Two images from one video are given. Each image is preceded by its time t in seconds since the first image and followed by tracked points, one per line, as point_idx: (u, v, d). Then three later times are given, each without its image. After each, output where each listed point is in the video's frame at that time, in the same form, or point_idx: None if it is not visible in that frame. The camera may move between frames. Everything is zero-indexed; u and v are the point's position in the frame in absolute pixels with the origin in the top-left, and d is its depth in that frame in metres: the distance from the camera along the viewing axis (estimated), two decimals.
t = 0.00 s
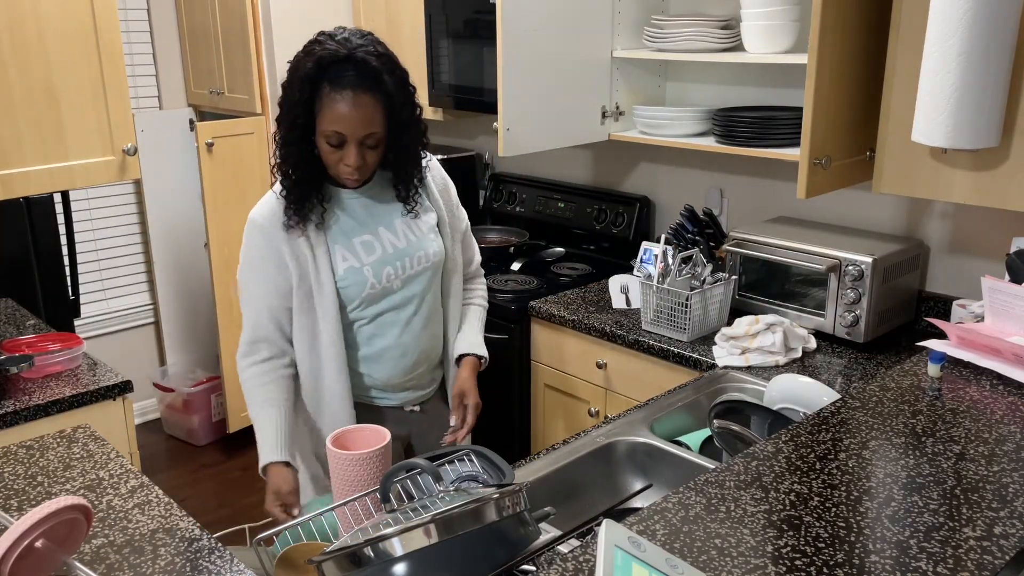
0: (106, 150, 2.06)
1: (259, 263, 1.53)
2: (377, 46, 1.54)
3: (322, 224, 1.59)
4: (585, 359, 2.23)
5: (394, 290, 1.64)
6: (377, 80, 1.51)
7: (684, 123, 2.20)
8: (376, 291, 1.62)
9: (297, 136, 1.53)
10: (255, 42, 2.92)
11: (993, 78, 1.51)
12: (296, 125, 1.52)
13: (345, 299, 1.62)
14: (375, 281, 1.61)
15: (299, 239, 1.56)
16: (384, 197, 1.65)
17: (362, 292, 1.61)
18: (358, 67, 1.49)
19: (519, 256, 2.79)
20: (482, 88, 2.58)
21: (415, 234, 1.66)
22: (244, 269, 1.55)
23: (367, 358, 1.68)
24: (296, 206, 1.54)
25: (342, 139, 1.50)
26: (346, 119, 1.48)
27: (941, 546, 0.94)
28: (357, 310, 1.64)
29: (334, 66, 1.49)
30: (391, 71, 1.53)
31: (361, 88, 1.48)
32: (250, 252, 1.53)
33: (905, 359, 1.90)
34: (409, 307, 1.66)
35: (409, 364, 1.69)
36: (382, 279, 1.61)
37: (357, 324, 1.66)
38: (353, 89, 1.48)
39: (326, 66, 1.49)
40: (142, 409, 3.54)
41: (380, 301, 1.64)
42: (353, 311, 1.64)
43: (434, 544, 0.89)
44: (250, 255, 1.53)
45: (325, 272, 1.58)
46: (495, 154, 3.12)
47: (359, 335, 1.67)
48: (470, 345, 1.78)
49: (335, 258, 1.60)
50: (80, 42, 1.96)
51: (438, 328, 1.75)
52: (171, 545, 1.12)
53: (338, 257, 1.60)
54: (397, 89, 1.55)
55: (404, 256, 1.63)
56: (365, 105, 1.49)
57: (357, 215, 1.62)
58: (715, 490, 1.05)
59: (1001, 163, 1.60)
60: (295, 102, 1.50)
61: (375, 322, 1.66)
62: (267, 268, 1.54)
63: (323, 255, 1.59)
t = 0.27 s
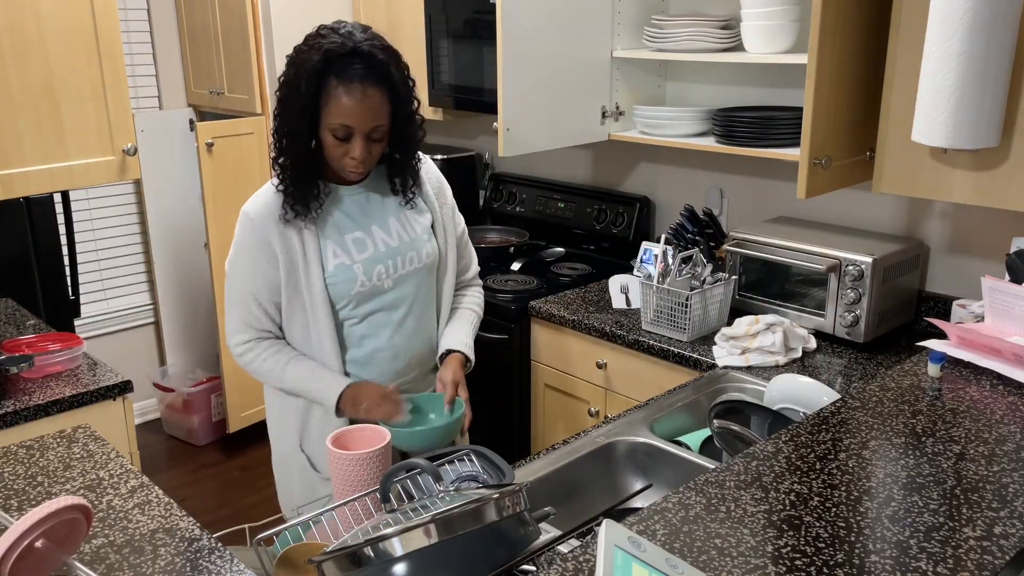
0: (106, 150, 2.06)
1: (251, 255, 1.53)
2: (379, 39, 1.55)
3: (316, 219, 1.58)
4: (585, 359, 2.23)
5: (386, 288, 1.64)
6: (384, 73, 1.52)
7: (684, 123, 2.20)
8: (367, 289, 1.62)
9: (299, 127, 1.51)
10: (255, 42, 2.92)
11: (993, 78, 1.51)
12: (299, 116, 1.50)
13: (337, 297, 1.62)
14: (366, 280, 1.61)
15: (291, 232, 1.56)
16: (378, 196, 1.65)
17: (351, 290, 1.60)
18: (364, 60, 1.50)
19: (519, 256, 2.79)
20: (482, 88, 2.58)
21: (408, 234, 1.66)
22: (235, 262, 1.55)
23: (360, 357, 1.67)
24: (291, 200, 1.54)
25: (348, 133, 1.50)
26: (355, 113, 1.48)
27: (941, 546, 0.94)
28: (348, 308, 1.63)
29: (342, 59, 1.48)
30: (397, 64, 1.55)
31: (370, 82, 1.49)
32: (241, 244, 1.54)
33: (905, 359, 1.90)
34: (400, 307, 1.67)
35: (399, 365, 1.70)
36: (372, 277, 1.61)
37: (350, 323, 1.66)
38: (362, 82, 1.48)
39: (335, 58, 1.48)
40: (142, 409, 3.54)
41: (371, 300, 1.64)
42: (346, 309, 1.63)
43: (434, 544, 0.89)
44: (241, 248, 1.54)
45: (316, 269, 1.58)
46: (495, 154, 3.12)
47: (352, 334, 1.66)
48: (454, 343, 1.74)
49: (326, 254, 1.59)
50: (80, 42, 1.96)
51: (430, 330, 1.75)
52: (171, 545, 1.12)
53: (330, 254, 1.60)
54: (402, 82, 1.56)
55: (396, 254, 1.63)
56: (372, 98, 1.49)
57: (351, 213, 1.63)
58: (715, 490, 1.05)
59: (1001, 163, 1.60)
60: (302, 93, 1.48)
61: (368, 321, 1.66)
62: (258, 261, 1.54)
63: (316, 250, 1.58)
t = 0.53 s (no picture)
0: (106, 150, 2.06)
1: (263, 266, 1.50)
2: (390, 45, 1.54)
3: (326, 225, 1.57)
4: (585, 359, 2.23)
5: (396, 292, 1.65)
6: (396, 78, 1.52)
7: (684, 123, 2.20)
8: (379, 293, 1.63)
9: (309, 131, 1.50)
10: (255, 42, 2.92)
11: (993, 78, 1.51)
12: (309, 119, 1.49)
13: (347, 302, 1.62)
14: (378, 284, 1.62)
15: (303, 239, 1.54)
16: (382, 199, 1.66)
17: (365, 295, 1.61)
18: (378, 66, 1.49)
19: (519, 256, 2.79)
20: (482, 88, 2.58)
21: (414, 237, 1.67)
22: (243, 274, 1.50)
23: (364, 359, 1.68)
24: (301, 207, 1.52)
25: (361, 139, 1.50)
26: (368, 119, 1.48)
27: (941, 545, 0.94)
28: (358, 312, 1.63)
29: (356, 66, 1.48)
30: (409, 70, 1.55)
31: (384, 88, 1.49)
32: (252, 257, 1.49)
33: (905, 359, 1.90)
34: (409, 309, 1.68)
35: (407, 365, 1.71)
36: (384, 281, 1.62)
37: (357, 327, 1.66)
38: (376, 89, 1.48)
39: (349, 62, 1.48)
40: (142, 409, 3.55)
41: (381, 303, 1.65)
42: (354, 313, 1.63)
43: (434, 544, 0.89)
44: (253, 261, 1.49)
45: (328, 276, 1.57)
46: (495, 154, 3.12)
47: (360, 337, 1.67)
48: (470, 328, 1.81)
49: (337, 261, 1.59)
50: (80, 42, 1.96)
51: (432, 331, 1.76)
52: (171, 545, 1.12)
53: (341, 259, 1.59)
54: (413, 87, 1.56)
55: (405, 258, 1.64)
56: (385, 105, 1.49)
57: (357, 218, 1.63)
58: (715, 490, 1.05)
59: (1001, 163, 1.60)
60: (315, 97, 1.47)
61: (375, 324, 1.66)
62: (270, 271, 1.50)
63: (327, 257, 1.57)
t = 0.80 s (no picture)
0: (106, 150, 2.06)
1: (277, 273, 1.48)
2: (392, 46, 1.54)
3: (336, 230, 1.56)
4: (585, 358, 2.23)
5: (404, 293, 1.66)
6: (400, 82, 1.53)
7: (684, 123, 2.20)
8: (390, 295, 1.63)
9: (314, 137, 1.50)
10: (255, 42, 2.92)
11: (993, 79, 1.51)
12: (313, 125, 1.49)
13: (359, 304, 1.61)
14: (389, 285, 1.62)
15: (313, 245, 1.53)
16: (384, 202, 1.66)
17: (377, 297, 1.61)
18: (383, 71, 1.50)
19: (519, 256, 2.79)
20: (481, 88, 2.58)
21: (418, 237, 1.67)
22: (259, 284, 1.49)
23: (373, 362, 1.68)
24: (312, 212, 1.51)
25: (366, 144, 1.50)
26: (374, 124, 1.48)
27: (940, 545, 0.94)
28: (368, 315, 1.63)
29: (363, 70, 1.48)
30: (410, 71, 1.55)
31: (389, 93, 1.49)
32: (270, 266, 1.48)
33: (905, 359, 1.90)
34: (416, 309, 1.68)
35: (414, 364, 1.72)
36: (395, 282, 1.62)
37: (367, 330, 1.65)
38: (383, 94, 1.48)
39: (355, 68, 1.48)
40: (142, 409, 3.54)
41: (390, 304, 1.65)
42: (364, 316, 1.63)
43: (433, 543, 0.89)
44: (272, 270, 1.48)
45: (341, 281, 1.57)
46: (495, 154, 3.12)
47: (370, 340, 1.66)
48: (469, 326, 1.81)
49: (349, 265, 1.59)
50: (80, 42, 1.96)
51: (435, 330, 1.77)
52: (171, 545, 1.12)
53: (352, 263, 1.59)
54: (418, 91, 1.57)
55: (412, 257, 1.65)
56: (391, 110, 1.49)
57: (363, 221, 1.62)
58: (715, 490, 1.05)
59: (1001, 163, 1.60)
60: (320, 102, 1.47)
61: (383, 326, 1.66)
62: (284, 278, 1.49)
63: (339, 261, 1.56)
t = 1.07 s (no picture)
0: (106, 150, 2.06)
1: (259, 255, 1.52)
2: (391, 44, 1.54)
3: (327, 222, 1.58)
4: (585, 358, 2.23)
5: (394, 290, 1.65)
6: (401, 84, 1.51)
7: (684, 123, 2.20)
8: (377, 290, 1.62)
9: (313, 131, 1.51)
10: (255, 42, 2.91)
11: (993, 79, 1.51)
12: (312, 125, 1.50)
13: (346, 298, 1.62)
14: (376, 281, 1.61)
15: (300, 234, 1.55)
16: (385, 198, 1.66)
17: (362, 291, 1.61)
18: (383, 72, 1.49)
19: (519, 256, 2.79)
20: (482, 88, 2.58)
21: (415, 236, 1.67)
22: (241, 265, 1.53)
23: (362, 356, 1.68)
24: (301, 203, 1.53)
25: (360, 142, 1.50)
26: (370, 124, 1.48)
27: (940, 545, 0.94)
28: (355, 308, 1.64)
29: (361, 69, 1.48)
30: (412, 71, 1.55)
31: (388, 94, 1.48)
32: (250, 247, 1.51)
33: (905, 359, 1.90)
34: (407, 307, 1.67)
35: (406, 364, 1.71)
36: (383, 279, 1.62)
37: (357, 324, 1.66)
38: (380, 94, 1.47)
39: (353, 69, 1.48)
40: (142, 409, 3.54)
41: (380, 300, 1.65)
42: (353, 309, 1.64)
43: (434, 544, 0.89)
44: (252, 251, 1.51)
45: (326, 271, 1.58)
46: (495, 154, 3.12)
47: (359, 334, 1.67)
48: (464, 343, 1.80)
49: (337, 257, 1.60)
50: (80, 41, 1.96)
51: (432, 330, 1.76)
52: (171, 545, 1.12)
53: (340, 255, 1.60)
54: (420, 93, 1.56)
55: (405, 256, 1.64)
56: (389, 111, 1.49)
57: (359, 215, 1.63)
58: (715, 490, 1.05)
59: (1001, 163, 1.60)
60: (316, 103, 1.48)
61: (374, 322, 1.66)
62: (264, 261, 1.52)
63: (325, 250, 1.58)
